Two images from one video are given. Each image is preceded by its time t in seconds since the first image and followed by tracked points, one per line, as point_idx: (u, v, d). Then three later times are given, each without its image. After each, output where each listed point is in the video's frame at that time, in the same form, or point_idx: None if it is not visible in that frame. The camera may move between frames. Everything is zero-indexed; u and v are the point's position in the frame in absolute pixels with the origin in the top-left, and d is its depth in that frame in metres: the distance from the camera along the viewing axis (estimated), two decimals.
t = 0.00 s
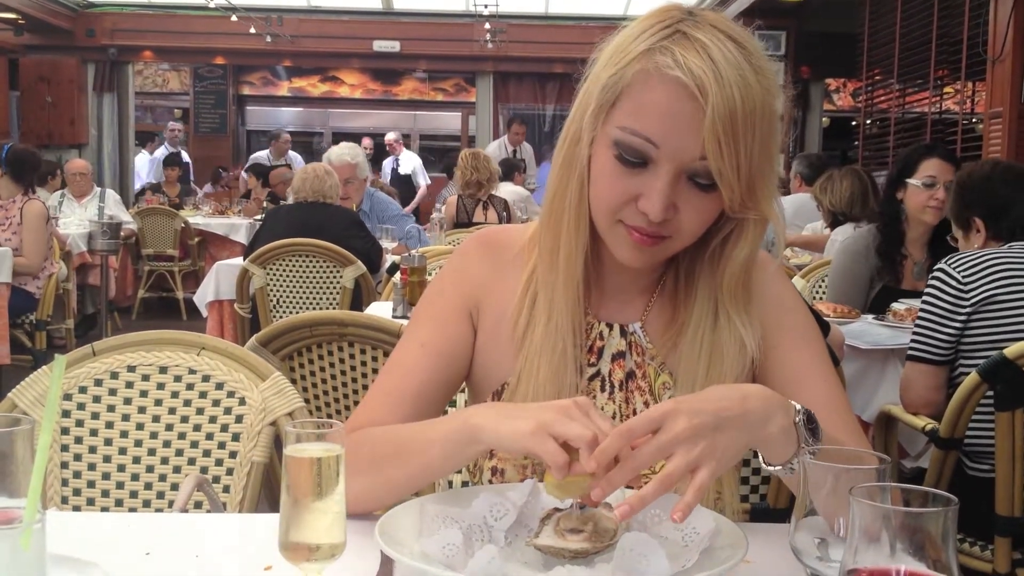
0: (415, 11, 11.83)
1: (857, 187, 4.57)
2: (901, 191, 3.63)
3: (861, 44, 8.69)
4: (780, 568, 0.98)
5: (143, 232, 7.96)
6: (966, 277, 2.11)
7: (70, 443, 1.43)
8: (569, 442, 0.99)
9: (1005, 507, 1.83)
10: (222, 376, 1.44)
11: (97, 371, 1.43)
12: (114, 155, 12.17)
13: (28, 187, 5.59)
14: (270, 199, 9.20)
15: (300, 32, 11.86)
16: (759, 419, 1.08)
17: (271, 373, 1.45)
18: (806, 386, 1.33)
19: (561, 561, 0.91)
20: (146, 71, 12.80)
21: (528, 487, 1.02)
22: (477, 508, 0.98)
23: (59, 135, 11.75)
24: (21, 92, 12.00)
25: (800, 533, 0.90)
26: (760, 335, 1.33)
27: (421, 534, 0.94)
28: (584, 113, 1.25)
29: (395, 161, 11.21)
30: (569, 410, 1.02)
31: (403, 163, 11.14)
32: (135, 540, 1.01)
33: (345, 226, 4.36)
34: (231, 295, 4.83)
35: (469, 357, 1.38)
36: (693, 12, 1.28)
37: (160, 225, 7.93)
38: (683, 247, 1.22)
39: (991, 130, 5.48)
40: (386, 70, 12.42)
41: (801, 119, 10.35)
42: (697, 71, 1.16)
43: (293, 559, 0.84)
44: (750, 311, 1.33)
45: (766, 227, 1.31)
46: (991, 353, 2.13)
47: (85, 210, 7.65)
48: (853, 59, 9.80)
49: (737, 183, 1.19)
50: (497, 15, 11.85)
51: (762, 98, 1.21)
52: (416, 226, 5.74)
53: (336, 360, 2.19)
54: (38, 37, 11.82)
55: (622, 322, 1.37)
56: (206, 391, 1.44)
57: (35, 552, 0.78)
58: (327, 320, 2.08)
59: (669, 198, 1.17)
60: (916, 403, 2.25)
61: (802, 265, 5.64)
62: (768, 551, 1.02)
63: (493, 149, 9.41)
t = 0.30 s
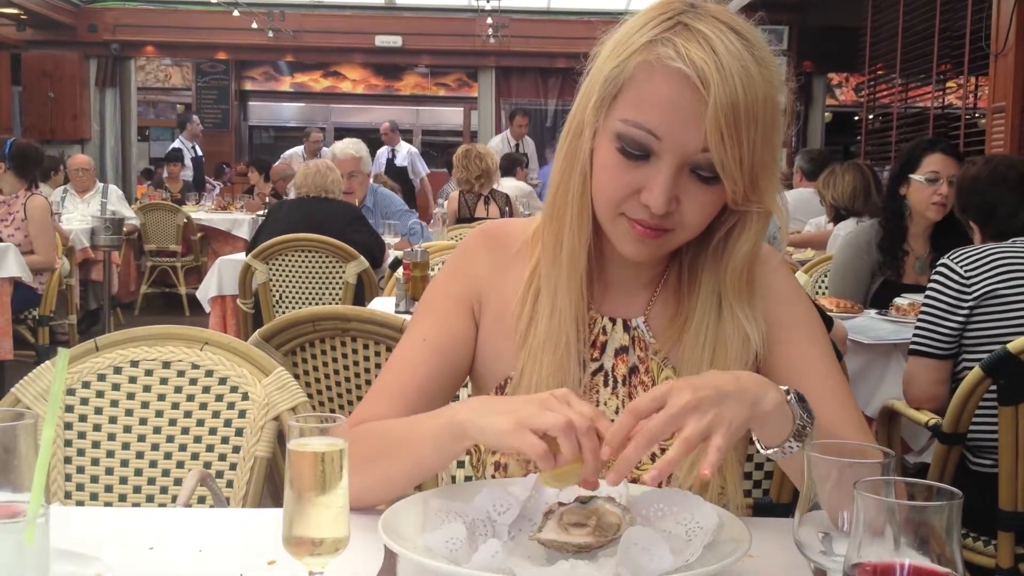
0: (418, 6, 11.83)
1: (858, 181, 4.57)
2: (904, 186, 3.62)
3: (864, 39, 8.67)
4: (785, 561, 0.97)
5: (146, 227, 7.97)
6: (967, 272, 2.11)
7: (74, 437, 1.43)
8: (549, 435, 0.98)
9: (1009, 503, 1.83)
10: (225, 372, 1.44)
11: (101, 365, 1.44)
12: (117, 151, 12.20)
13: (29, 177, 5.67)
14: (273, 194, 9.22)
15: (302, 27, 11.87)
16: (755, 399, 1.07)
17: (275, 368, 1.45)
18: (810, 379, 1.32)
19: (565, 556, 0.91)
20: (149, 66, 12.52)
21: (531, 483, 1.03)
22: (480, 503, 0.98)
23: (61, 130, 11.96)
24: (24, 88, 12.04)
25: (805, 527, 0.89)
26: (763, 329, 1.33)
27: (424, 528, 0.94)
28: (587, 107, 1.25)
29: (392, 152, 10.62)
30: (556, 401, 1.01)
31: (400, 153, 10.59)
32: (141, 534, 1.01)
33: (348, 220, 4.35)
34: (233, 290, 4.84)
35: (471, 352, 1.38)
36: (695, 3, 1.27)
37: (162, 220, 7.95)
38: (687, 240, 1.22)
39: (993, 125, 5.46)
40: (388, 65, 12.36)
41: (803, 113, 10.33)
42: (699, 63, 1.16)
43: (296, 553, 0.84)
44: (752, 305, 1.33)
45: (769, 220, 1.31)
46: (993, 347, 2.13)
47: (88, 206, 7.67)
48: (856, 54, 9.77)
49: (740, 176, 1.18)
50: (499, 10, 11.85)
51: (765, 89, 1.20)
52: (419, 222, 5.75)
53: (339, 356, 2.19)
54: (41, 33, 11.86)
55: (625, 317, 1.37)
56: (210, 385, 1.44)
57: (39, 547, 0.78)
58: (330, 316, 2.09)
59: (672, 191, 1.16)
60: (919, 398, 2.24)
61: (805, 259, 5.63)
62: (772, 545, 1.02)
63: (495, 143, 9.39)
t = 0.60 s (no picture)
0: (416, 6, 11.83)
1: (857, 181, 4.58)
2: (903, 186, 3.62)
3: (862, 40, 8.68)
4: (784, 561, 0.98)
5: (144, 227, 7.96)
6: (966, 271, 2.11)
7: (72, 438, 1.43)
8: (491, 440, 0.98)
9: (1006, 503, 1.84)
10: (224, 371, 1.44)
11: (99, 365, 1.43)
12: (114, 150, 12.20)
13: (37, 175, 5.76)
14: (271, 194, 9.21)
15: (300, 27, 11.86)
16: (737, 390, 1.07)
17: (274, 367, 1.45)
18: (808, 378, 1.32)
19: (564, 555, 0.91)
20: (146, 66, 12.29)
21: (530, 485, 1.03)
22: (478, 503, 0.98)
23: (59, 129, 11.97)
24: (23, 87, 12.03)
25: (803, 525, 0.89)
26: (761, 328, 1.33)
27: (425, 527, 0.95)
28: (583, 107, 1.25)
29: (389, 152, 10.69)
30: (489, 406, 1.00)
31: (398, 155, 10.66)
32: (140, 534, 1.01)
33: (345, 220, 4.35)
34: (232, 290, 4.83)
35: (470, 352, 1.38)
36: (691, 3, 1.27)
37: (160, 220, 7.95)
38: (684, 240, 1.22)
39: (991, 125, 5.47)
40: (387, 65, 12.34)
41: (801, 113, 10.34)
42: (695, 62, 1.16)
43: (296, 552, 0.84)
44: (751, 304, 1.33)
45: (766, 220, 1.30)
46: (991, 347, 2.13)
47: (85, 205, 7.66)
48: (855, 54, 9.77)
49: (737, 176, 1.18)
50: (497, 10, 11.83)
51: (762, 89, 1.20)
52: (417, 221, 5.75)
53: (338, 355, 2.19)
54: (39, 32, 11.86)
55: (623, 317, 1.37)
56: (208, 385, 1.44)
57: (38, 546, 0.78)
58: (328, 315, 2.09)
59: (669, 190, 1.16)
60: (918, 398, 2.25)
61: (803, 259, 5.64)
62: (772, 544, 1.02)
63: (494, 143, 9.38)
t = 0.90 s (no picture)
0: (415, 6, 11.82)
1: (856, 182, 4.58)
2: (902, 186, 3.62)
3: (862, 41, 8.67)
4: (785, 560, 0.98)
5: (143, 227, 7.96)
6: (965, 271, 2.12)
7: (72, 438, 1.43)
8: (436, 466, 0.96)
9: (1006, 503, 1.84)
10: (223, 372, 1.44)
11: (99, 365, 1.43)
12: (114, 150, 12.20)
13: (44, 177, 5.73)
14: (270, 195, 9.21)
15: (299, 27, 11.86)
16: (690, 439, 1.02)
17: (273, 368, 1.45)
18: (804, 378, 1.32)
19: (563, 555, 0.92)
20: (146, 66, 12.35)
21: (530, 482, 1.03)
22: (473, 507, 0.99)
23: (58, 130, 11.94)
24: (22, 87, 12.04)
25: (803, 524, 0.89)
26: (757, 328, 1.33)
27: (425, 528, 0.95)
28: (578, 108, 1.25)
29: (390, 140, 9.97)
30: (446, 440, 0.99)
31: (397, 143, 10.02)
32: (140, 535, 1.01)
33: (345, 220, 4.35)
34: (231, 290, 4.83)
35: (467, 354, 1.37)
36: (685, 3, 1.28)
37: (160, 221, 7.96)
38: (679, 240, 1.21)
39: (991, 125, 5.47)
40: (387, 66, 12.35)
41: (801, 114, 10.33)
42: (688, 62, 1.17)
43: (294, 552, 0.84)
44: (747, 305, 1.33)
45: (762, 219, 1.30)
46: (990, 346, 2.13)
47: (85, 206, 7.66)
48: (854, 55, 9.76)
49: (731, 176, 1.19)
50: (496, 10, 11.82)
51: (755, 89, 1.21)
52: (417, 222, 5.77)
53: (338, 355, 2.19)
54: (38, 32, 11.86)
55: (620, 318, 1.36)
56: (208, 385, 1.44)
57: (38, 546, 0.78)
58: (328, 315, 2.09)
59: (664, 190, 1.16)
60: (917, 398, 2.25)
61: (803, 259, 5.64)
62: (775, 545, 1.02)
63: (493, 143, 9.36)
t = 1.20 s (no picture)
0: (416, 5, 11.81)
1: (856, 181, 4.58)
2: (903, 184, 3.63)
3: (862, 39, 8.67)
4: (786, 558, 0.98)
5: (143, 226, 7.96)
6: (967, 270, 2.11)
7: (73, 436, 1.43)
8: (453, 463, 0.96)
9: (1007, 502, 1.84)
10: (223, 370, 1.44)
11: (99, 363, 1.43)
12: (115, 149, 12.20)
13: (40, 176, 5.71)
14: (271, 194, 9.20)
15: (300, 26, 11.86)
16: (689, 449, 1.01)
17: (273, 366, 1.45)
18: (802, 376, 1.32)
19: (564, 553, 0.92)
20: (146, 65, 12.36)
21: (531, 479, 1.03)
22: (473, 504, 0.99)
23: (58, 129, 11.92)
24: (22, 86, 12.03)
25: (804, 524, 0.89)
26: (755, 325, 1.32)
27: (424, 526, 0.95)
28: (573, 105, 1.25)
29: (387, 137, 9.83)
30: (442, 448, 0.99)
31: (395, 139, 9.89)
32: (142, 532, 1.01)
33: (346, 219, 4.35)
34: (232, 289, 4.83)
35: (466, 354, 1.37)
36: None
37: (160, 220, 7.96)
38: (676, 236, 1.21)
39: (992, 124, 5.46)
40: (387, 65, 12.34)
41: (801, 112, 10.31)
42: (682, 57, 1.17)
43: (295, 550, 0.84)
44: (744, 302, 1.32)
45: (757, 215, 1.30)
46: (992, 345, 2.13)
47: (85, 204, 7.66)
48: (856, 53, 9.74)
49: (726, 170, 1.18)
50: (497, 9, 11.81)
51: (750, 84, 1.21)
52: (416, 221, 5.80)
53: (338, 353, 2.19)
54: (39, 31, 11.86)
55: (618, 316, 1.36)
56: (208, 383, 1.44)
57: (39, 544, 0.78)
58: (329, 314, 2.09)
59: (659, 185, 1.16)
60: (919, 396, 2.25)
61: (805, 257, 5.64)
62: (776, 542, 1.02)
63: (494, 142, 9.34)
